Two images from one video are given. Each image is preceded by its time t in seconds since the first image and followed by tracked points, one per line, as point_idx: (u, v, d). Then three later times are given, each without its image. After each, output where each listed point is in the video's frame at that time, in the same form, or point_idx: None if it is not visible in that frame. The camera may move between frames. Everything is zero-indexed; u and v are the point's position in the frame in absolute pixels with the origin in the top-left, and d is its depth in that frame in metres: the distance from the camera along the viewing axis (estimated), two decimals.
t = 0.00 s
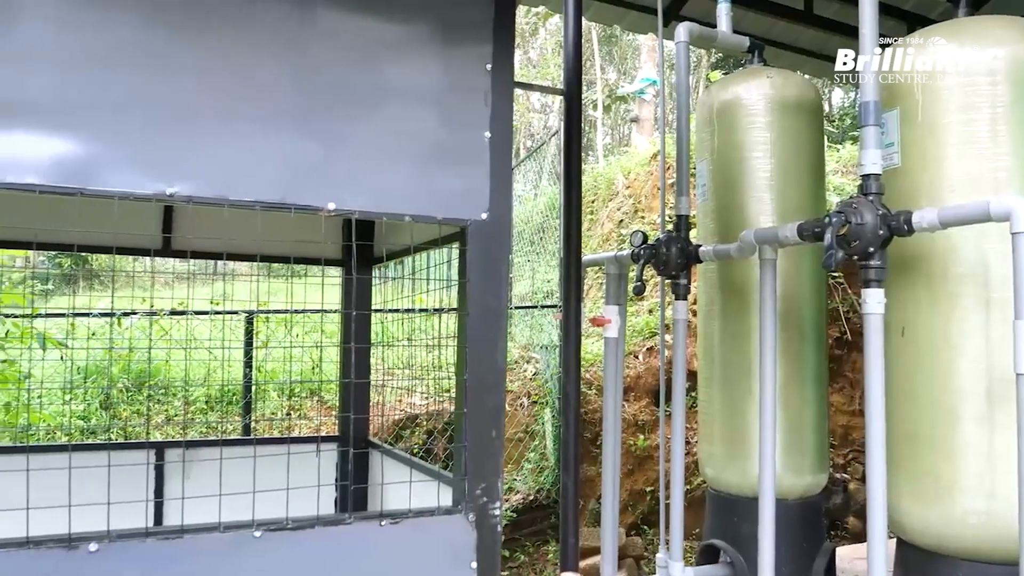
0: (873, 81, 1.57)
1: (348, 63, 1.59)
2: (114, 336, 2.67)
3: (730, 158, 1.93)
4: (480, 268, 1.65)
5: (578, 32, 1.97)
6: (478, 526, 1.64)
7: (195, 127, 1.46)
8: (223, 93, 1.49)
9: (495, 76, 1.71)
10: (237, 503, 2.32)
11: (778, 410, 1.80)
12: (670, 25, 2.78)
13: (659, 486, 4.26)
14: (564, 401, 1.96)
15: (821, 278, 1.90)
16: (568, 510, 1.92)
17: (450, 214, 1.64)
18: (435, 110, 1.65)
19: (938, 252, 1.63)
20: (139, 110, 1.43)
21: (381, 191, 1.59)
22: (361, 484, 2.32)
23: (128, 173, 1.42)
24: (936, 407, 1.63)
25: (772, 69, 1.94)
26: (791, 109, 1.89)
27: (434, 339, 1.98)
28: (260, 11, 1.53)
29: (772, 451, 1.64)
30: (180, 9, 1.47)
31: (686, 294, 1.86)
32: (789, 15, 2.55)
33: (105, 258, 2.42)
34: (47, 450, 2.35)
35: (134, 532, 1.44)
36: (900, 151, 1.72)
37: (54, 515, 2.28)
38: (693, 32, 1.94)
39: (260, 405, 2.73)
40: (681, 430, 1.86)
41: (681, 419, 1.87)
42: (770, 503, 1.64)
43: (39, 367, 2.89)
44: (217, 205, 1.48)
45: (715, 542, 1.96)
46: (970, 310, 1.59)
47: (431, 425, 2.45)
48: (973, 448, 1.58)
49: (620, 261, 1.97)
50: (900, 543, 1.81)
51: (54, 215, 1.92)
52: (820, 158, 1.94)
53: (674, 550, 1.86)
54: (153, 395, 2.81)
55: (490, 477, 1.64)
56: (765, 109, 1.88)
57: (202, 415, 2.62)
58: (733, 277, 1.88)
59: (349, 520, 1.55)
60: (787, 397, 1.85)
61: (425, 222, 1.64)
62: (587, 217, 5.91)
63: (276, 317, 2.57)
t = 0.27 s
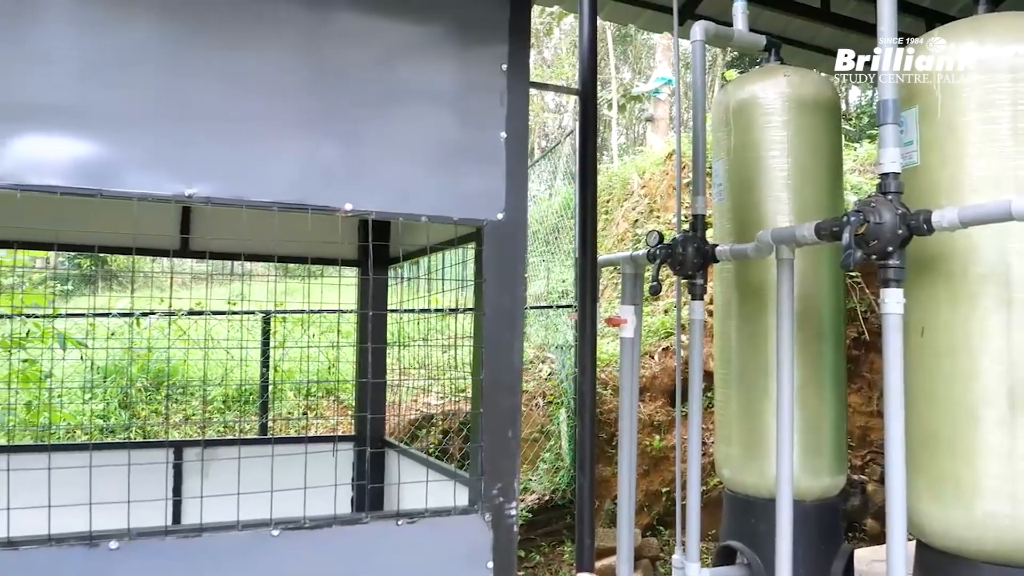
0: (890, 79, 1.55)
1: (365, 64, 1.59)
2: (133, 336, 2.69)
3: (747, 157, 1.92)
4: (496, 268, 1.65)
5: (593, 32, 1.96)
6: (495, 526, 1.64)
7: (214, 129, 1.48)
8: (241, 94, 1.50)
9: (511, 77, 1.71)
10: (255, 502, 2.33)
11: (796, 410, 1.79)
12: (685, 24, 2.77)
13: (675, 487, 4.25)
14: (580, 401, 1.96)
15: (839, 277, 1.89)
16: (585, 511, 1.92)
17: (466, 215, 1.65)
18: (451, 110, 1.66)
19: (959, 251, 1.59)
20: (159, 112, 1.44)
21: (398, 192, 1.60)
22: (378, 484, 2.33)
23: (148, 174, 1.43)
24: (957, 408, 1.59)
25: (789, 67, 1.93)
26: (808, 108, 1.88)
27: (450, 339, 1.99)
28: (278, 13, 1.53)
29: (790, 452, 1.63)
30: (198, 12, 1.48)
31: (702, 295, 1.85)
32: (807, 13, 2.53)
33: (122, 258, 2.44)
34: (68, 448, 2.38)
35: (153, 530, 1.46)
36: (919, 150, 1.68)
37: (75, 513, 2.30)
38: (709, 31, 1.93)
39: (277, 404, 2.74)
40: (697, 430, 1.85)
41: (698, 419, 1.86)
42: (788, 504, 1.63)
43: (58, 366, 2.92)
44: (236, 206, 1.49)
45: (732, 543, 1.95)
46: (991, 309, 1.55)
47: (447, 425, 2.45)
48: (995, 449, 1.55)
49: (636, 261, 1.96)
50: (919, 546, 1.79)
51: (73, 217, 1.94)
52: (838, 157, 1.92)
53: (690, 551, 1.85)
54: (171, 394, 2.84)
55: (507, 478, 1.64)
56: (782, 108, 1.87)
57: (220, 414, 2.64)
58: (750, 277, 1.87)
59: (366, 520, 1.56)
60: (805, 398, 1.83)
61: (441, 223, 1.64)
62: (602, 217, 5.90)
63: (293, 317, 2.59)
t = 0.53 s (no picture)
0: (912, 75, 1.50)
1: (382, 65, 1.60)
2: (152, 336, 2.72)
3: (764, 155, 1.90)
4: (513, 268, 1.65)
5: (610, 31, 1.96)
6: (512, 526, 1.64)
7: (232, 130, 1.49)
8: (259, 96, 1.51)
9: (528, 76, 1.71)
10: (274, 501, 2.35)
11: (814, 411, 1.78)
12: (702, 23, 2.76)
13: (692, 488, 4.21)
14: (597, 401, 1.96)
15: (858, 277, 1.87)
16: (601, 511, 1.92)
17: (483, 215, 1.65)
18: (468, 110, 1.66)
19: (981, 249, 1.57)
20: (178, 113, 1.45)
21: (415, 192, 1.60)
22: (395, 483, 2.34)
23: (168, 176, 1.44)
24: (979, 408, 1.57)
25: (807, 65, 1.92)
26: (826, 106, 1.87)
27: (466, 340, 1.99)
28: (296, 14, 1.54)
29: (809, 452, 1.61)
30: (217, 14, 1.49)
31: (720, 295, 1.84)
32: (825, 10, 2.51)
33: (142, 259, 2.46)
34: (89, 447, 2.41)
35: (173, 528, 1.47)
36: (940, 148, 1.64)
37: (96, 511, 2.32)
38: (726, 30, 1.92)
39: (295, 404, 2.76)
40: (715, 430, 1.84)
41: (715, 420, 1.85)
42: (807, 505, 1.62)
43: (80, 365, 2.95)
44: (255, 206, 1.50)
45: (750, 544, 1.94)
46: (1014, 308, 1.53)
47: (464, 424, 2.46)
48: (1018, 450, 1.53)
49: (653, 260, 1.95)
50: (941, 548, 1.77)
51: (96, 219, 1.97)
52: (857, 156, 1.91)
53: (708, 553, 1.84)
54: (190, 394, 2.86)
55: (524, 478, 1.64)
56: (800, 106, 1.86)
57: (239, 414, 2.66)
58: (768, 277, 1.86)
59: (383, 520, 1.56)
60: (823, 399, 1.82)
61: (458, 223, 1.64)
62: (618, 217, 5.88)
63: (311, 317, 2.60)
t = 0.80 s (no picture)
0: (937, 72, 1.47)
1: (402, 66, 1.60)
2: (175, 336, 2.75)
3: (785, 154, 1.89)
4: (533, 268, 1.65)
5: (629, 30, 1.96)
6: (532, 527, 1.64)
7: (254, 132, 1.50)
8: (280, 98, 1.52)
9: (547, 76, 1.71)
10: (295, 500, 2.36)
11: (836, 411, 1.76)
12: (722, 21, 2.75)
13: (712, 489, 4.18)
14: (617, 401, 1.95)
15: (881, 276, 1.85)
16: (620, 511, 1.91)
17: (503, 215, 1.65)
18: (487, 110, 1.66)
19: (1008, 248, 1.55)
20: (200, 115, 1.47)
21: (434, 192, 1.61)
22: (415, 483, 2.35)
23: (190, 178, 1.46)
24: (1005, 410, 1.55)
25: (828, 63, 1.90)
26: (848, 104, 1.85)
27: (485, 340, 1.99)
28: (316, 16, 1.55)
29: (830, 453, 1.60)
30: (238, 16, 1.50)
31: (740, 295, 1.83)
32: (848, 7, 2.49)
33: (164, 259, 2.49)
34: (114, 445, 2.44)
35: (197, 527, 1.48)
36: (964, 146, 1.62)
37: (121, 509, 2.35)
38: (747, 28, 1.91)
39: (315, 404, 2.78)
40: (735, 431, 1.83)
41: (736, 420, 1.84)
42: (829, 506, 1.60)
43: (104, 365, 2.99)
44: (276, 207, 1.52)
45: (771, 546, 1.93)
46: None
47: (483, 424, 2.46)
48: None
49: (672, 260, 1.95)
50: (965, 551, 1.75)
51: (121, 220, 1.99)
52: (879, 154, 1.89)
53: (728, 554, 1.83)
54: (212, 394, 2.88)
55: (543, 478, 1.64)
56: (821, 104, 1.85)
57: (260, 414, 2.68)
58: (789, 277, 1.85)
59: (403, 519, 1.57)
60: (845, 399, 1.80)
61: (478, 223, 1.65)
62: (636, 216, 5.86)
63: (331, 317, 2.62)
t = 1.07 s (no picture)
0: (954, 70, 1.46)
1: (415, 67, 1.61)
2: (190, 336, 2.77)
3: (800, 153, 1.88)
4: (546, 269, 1.65)
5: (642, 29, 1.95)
6: (546, 527, 1.64)
7: (269, 133, 1.51)
8: (294, 99, 1.53)
9: (561, 76, 1.70)
10: (310, 499, 2.37)
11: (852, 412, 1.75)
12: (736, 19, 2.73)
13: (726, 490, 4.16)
14: (630, 401, 1.94)
15: (897, 276, 1.84)
16: (634, 512, 1.91)
17: (516, 215, 1.65)
18: (501, 111, 1.66)
19: None
20: (215, 117, 1.48)
21: (448, 193, 1.61)
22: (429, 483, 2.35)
23: (206, 178, 1.47)
24: None
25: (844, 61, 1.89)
26: (864, 102, 1.84)
27: (499, 340, 1.99)
28: (330, 17, 1.56)
29: (846, 453, 1.59)
30: (254, 18, 1.51)
31: (755, 295, 1.82)
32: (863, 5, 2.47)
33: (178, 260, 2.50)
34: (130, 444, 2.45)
35: (212, 526, 1.49)
36: (982, 144, 1.61)
37: (138, 507, 2.37)
38: (761, 27, 1.90)
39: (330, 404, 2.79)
40: (750, 431, 1.82)
41: (750, 421, 1.83)
42: (845, 506, 1.59)
43: (120, 365, 3.01)
44: (290, 208, 1.52)
45: (786, 547, 1.92)
46: None
47: (497, 425, 2.46)
48: None
49: (686, 260, 1.94)
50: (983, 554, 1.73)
51: (137, 221, 2.01)
52: (895, 153, 1.87)
53: (743, 555, 1.82)
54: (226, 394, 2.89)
55: (557, 478, 1.64)
56: (836, 103, 1.84)
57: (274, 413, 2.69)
58: (804, 276, 1.83)
59: (417, 519, 1.57)
60: (861, 400, 1.79)
61: (491, 223, 1.65)
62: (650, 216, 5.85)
63: (344, 318, 2.63)
